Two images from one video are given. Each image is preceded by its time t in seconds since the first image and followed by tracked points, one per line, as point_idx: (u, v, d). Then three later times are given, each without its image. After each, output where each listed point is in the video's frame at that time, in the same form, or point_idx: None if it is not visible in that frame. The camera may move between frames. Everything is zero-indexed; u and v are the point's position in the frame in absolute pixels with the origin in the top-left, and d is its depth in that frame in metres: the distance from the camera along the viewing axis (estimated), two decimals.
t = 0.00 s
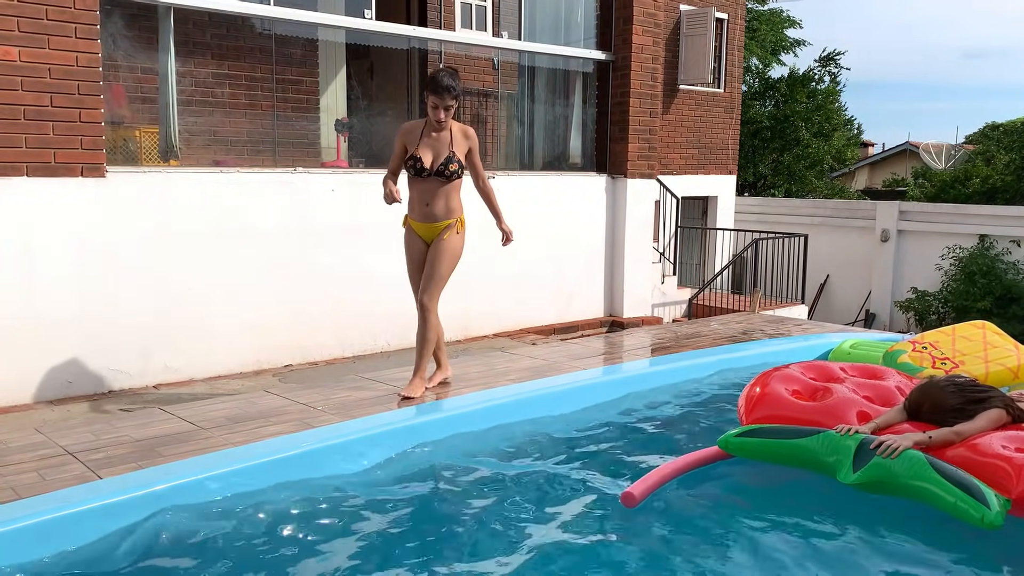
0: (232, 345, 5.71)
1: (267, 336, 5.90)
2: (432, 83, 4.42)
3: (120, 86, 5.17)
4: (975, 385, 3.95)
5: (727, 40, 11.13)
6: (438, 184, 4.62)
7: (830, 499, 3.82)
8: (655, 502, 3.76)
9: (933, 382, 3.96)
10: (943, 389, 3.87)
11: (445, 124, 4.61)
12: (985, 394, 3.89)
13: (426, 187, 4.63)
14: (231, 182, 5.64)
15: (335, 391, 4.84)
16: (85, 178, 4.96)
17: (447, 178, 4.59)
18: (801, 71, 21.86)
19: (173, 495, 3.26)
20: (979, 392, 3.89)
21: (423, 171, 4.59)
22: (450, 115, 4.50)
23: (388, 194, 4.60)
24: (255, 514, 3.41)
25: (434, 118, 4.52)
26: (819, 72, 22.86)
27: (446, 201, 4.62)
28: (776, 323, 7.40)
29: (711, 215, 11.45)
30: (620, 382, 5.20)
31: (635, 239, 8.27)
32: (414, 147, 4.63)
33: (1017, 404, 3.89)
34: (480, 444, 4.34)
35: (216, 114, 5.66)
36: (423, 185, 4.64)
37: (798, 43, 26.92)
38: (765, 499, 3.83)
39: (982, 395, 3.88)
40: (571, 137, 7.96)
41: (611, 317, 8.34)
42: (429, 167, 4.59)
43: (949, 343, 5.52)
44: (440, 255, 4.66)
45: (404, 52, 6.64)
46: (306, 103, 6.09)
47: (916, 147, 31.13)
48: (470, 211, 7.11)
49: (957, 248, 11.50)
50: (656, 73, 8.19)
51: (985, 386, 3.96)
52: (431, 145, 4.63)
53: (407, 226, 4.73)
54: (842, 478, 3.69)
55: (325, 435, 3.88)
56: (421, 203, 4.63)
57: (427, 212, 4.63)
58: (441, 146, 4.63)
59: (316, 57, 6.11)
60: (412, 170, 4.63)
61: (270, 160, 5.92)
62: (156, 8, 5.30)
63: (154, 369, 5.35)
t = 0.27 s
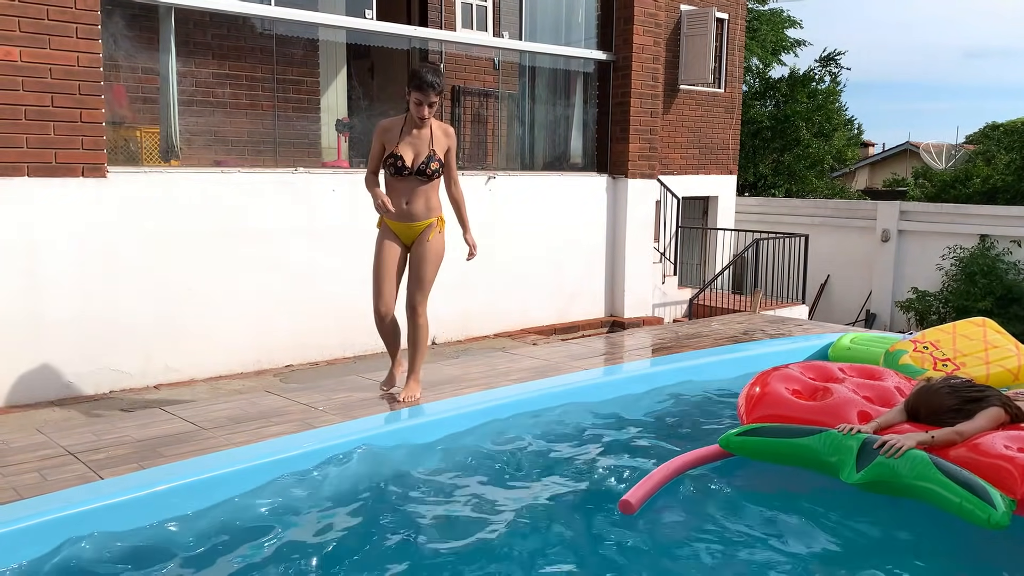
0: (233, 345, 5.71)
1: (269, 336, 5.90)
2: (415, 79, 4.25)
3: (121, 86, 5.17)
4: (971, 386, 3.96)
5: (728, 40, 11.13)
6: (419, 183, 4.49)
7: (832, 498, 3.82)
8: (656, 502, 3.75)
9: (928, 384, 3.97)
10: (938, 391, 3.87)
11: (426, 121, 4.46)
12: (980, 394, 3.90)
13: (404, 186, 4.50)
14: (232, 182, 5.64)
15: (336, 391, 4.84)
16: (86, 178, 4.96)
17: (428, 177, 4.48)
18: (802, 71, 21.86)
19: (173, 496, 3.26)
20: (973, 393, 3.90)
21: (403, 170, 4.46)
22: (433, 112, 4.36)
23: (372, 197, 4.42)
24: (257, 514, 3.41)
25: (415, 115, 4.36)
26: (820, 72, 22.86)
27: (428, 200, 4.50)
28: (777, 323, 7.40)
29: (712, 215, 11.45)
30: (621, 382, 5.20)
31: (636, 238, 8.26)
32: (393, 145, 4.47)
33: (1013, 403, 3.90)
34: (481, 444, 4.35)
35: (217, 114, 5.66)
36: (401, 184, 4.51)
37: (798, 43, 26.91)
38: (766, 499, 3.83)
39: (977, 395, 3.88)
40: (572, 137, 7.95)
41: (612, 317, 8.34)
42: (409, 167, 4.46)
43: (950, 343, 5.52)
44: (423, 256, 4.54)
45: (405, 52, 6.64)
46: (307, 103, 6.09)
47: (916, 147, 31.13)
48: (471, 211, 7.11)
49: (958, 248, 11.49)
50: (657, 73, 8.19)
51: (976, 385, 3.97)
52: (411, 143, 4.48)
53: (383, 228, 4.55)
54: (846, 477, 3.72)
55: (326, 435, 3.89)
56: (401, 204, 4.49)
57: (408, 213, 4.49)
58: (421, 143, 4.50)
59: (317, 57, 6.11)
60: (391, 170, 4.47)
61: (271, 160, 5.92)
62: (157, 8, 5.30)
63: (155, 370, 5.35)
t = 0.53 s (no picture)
0: (235, 344, 5.71)
1: (270, 335, 5.90)
2: (398, 75, 4.11)
3: (123, 86, 5.18)
4: (970, 389, 3.96)
5: (728, 40, 11.12)
6: (402, 181, 4.34)
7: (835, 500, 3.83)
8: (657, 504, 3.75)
9: (931, 390, 3.98)
10: (939, 397, 3.89)
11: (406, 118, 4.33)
12: (980, 395, 3.90)
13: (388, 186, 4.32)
14: (234, 182, 5.64)
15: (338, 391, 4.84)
16: (88, 178, 4.96)
17: (414, 176, 4.36)
18: (802, 71, 21.86)
19: (176, 496, 3.26)
20: (973, 394, 3.91)
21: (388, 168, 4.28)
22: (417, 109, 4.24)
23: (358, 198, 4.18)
24: (260, 515, 3.41)
25: (399, 112, 4.22)
26: (820, 72, 22.86)
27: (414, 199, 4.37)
28: (778, 323, 7.40)
29: (713, 215, 11.45)
30: (623, 382, 5.20)
31: (637, 238, 8.27)
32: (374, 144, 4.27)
33: (1013, 399, 3.89)
34: (483, 443, 4.34)
35: (219, 114, 5.66)
36: (383, 184, 4.31)
37: (799, 43, 26.91)
38: (768, 502, 3.84)
39: (977, 397, 3.89)
40: (573, 137, 7.95)
41: (613, 317, 8.35)
42: (394, 165, 4.29)
43: (949, 341, 5.52)
44: (410, 256, 4.41)
45: (406, 52, 6.64)
46: (308, 103, 6.09)
47: (917, 147, 31.11)
48: (473, 212, 7.11)
49: (959, 248, 11.50)
50: (658, 72, 8.19)
51: (975, 386, 3.98)
52: (392, 141, 4.31)
53: (365, 229, 4.31)
54: (847, 484, 3.76)
55: (329, 434, 3.88)
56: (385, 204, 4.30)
57: (393, 213, 4.32)
58: (402, 141, 4.34)
59: (318, 57, 6.11)
60: (373, 170, 4.28)
61: (273, 160, 5.92)
62: (158, 8, 5.30)
63: (157, 369, 5.35)
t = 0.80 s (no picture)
0: (237, 345, 5.71)
1: (272, 335, 5.90)
2: (380, 75, 4.07)
3: (125, 86, 5.18)
4: (973, 388, 3.96)
5: (729, 40, 11.11)
6: (380, 180, 4.35)
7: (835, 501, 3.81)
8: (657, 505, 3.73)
9: (932, 390, 3.98)
10: (941, 397, 3.88)
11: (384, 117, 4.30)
12: (982, 396, 3.90)
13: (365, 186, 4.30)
14: (235, 182, 5.64)
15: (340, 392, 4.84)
16: (90, 178, 4.96)
17: (390, 175, 4.36)
18: (804, 71, 21.85)
19: (178, 497, 3.25)
20: (975, 395, 3.90)
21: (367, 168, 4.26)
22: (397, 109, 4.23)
23: (341, 200, 4.14)
24: (261, 516, 3.40)
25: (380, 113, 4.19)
26: (821, 72, 22.85)
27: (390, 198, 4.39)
28: (781, 323, 7.38)
29: (714, 215, 11.44)
30: (625, 383, 5.19)
31: (639, 238, 8.26)
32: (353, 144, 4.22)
33: (1015, 401, 3.89)
34: (486, 444, 4.34)
35: (221, 114, 5.65)
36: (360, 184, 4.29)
37: (800, 43, 26.91)
38: (771, 501, 3.83)
39: (979, 397, 3.88)
40: (574, 137, 7.94)
41: (615, 317, 8.34)
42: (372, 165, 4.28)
43: (950, 342, 5.52)
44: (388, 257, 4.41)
45: (407, 52, 6.64)
46: (309, 103, 6.08)
47: (918, 147, 31.09)
48: (474, 212, 7.10)
49: (960, 248, 11.48)
50: (660, 72, 8.19)
51: (978, 387, 3.98)
52: (370, 140, 4.29)
53: (343, 229, 4.26)
54: (846, 482, 3.75)
55: (334, 435, 3.88)
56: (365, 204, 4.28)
57: (372, 212, 4.32)
58: (379, 140, 4.32)
59: (320, 57, 6.10)
60: (352, 170, 4.25)
61: (274, 160, 5.91)
62: (160, 8, 5.29)
63: (159, 370, 5.35)
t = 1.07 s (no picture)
0: (240, 344, 5.71)
1: (275, 335, 5.89)
2: (373, 77, 4.06)
3: (127, 86, 5.18)
4: (978, 386, 3.95)
5: (731, 40, 11.10)
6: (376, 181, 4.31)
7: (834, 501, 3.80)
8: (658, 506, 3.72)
9: (935, 384, 3.96)
10: (942, 391, 3.86)
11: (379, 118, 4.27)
12: (986, 394, 3.89)
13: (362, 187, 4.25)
14: (238, 182, 5.63)
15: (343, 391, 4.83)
16: (92, 178, 4.95)
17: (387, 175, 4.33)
18: (805, 71, 21.85)
19: (181, 496, 3.25)
20: (978, 392, 3.90)
21: (364, 170, 4.22)
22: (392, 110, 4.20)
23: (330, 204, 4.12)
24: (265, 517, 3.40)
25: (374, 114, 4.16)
26: (823, 72, 22.84)
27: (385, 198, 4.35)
28: (783, 323, 7.38)
29: (716, 215, 11.44)
30: (628, 382, 5.19)
31: (641, 237, 8.26)
32: (350, 146, 4.18)
33: (1021, 401, 3.88)
34: (489, 444, 4.33)
35: (223, 114, 5.65)
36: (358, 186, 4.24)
37: (801, 43, 26.90)
38: (773, 499, 3.83)
39: (983, 395, 3.88)
40: (577, 136, 7.93)
41: (617, 317, 8.34)
42: (369, 166, 4.24)
43: (955, 341, 5.49)
44: (382, 256, 4.37)
45: (409, 52, 6.64)
46: (312, 103, 6.08)
47: (920, 147, 31.08)
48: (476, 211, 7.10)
49: (963, 248, 11.47)
50: (662, 72, 8.19)
51: (984, 384, 3.96)
52: (365, 141, 4.25)
53: (338, 229, 4.20)
54: (836, 474, 3.73)
55: (337, 434, 3.88)
56: (360, 204, 4.24)
57: (368, 212, 4.27)
58: (374, 141, 4.29)
59: (322, 57, 6.10)
60: (349, 172, 4.20)
61: (276, 159, 5.90)
62: (163, 8, 5.29)
63: (162, 369, 5.35)
